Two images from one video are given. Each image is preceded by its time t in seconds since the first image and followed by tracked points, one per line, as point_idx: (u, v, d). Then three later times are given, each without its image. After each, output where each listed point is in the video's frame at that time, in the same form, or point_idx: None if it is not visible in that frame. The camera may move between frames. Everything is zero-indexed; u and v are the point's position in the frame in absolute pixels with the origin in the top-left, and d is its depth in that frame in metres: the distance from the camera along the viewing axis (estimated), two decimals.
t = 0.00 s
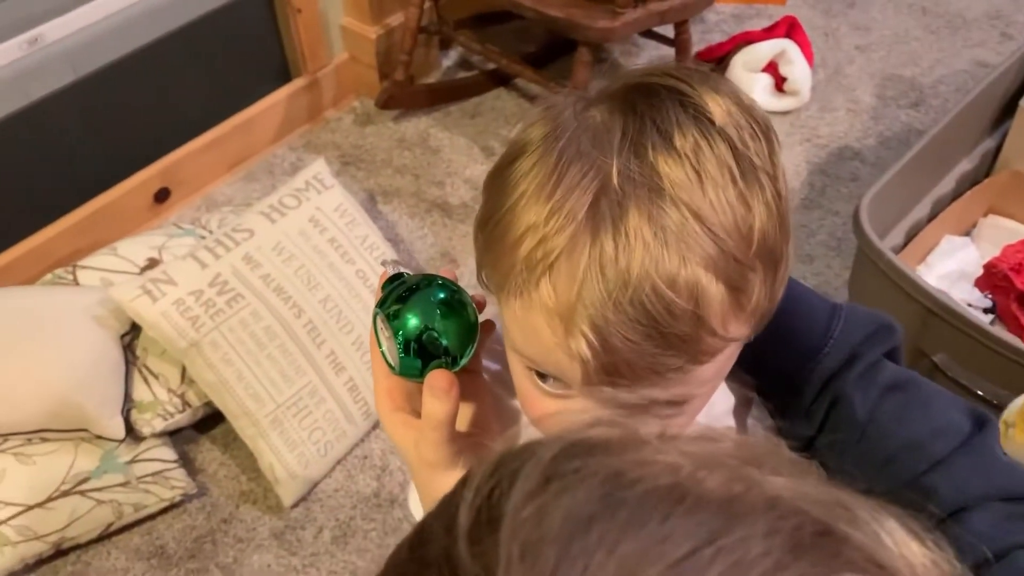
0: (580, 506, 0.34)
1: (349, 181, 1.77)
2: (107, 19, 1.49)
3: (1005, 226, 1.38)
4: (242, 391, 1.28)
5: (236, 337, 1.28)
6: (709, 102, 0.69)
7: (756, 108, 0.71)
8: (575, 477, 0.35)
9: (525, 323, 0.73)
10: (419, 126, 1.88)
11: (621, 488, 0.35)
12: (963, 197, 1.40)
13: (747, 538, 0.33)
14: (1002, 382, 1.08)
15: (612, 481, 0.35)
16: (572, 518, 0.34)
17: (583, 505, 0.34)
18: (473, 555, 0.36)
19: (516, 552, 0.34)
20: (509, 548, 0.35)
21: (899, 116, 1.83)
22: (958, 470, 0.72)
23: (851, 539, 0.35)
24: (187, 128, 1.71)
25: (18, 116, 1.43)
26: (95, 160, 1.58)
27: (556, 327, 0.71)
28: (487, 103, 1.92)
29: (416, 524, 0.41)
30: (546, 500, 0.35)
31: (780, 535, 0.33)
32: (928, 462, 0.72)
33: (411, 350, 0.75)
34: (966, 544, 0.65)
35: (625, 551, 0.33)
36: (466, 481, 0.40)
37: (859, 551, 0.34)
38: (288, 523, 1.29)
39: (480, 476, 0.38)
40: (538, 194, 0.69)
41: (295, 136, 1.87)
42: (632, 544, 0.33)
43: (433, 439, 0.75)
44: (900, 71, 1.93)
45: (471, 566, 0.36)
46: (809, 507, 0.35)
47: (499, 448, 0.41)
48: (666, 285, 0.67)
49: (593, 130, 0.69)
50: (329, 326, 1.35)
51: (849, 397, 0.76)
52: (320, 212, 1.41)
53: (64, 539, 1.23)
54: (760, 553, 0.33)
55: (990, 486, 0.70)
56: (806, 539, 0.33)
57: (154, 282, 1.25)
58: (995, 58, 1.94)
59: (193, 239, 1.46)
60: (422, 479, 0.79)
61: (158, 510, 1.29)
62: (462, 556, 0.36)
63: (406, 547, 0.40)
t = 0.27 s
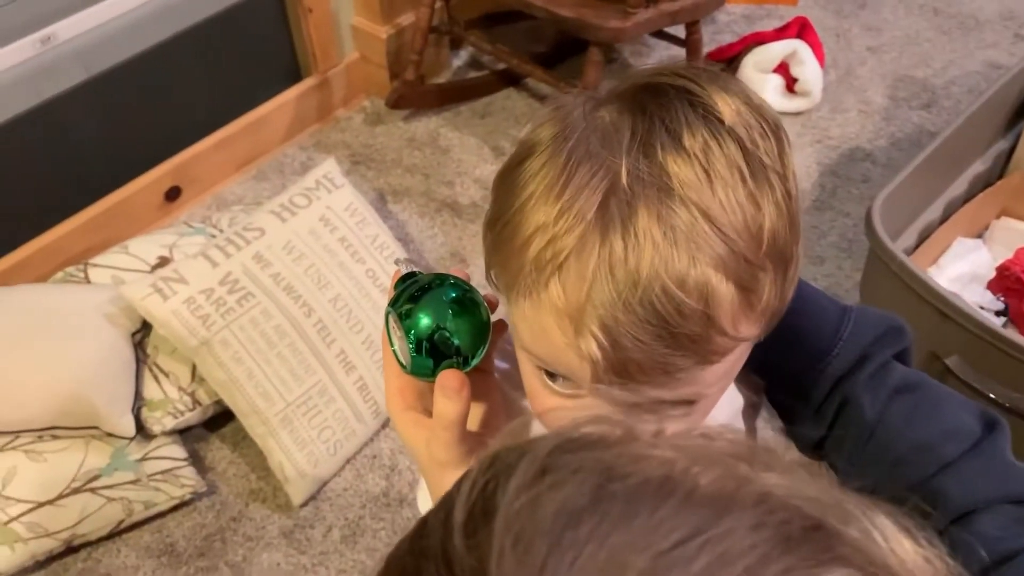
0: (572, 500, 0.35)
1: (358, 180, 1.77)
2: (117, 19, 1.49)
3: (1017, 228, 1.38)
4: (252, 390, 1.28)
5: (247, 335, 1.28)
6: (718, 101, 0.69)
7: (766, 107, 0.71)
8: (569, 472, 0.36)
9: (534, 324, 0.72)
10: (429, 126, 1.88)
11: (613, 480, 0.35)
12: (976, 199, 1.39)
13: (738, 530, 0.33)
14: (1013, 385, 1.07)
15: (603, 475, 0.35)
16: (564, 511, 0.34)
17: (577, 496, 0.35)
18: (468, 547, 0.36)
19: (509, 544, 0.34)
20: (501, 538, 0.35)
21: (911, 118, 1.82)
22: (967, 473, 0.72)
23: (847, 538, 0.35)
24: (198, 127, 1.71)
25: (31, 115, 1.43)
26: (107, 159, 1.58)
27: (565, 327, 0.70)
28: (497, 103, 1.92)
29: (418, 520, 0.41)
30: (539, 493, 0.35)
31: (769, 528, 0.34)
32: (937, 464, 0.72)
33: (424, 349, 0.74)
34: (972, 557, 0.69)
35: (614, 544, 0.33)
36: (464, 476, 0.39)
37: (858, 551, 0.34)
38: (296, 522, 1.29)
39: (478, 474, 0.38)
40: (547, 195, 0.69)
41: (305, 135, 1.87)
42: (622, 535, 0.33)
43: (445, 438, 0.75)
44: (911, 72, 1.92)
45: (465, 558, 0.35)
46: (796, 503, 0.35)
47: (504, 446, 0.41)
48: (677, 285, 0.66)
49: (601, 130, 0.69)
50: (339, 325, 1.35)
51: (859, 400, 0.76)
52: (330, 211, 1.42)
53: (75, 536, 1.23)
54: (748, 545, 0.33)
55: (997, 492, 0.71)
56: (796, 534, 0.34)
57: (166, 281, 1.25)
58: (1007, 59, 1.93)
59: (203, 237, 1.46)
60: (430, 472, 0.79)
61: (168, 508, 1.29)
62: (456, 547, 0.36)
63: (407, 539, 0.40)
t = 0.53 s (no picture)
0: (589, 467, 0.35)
1: (366, 176, 1.77)
2: (126, 14, 1.49)
3: None
4: (259, 385, 1.28)
5: (256, 330, 1.29)
6: (732, 95, 0.69)
7: (778, 102, 0.71)
8: (586, 442, 0.36)
9: (543, 315, 0.72)
10: (437, 122, 1.88)
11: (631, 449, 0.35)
12: (986, 198, 1.39)
13: (752, 499, 0.33)
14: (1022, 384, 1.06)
15: (620, 444, 0.35)
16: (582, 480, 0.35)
17: (593, 466, 0.35)
18: (490, 513, 0.37)
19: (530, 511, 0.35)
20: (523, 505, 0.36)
21: (921, 116, 1.82)
22: (975, 470, 0.72)
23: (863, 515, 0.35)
24: (206, 123, 1.71)
25: (41, 109, 1.44)
26: (117, 154, 1.59)
27: (574, 318, 0.70)
28: (505, 100, 1.92)
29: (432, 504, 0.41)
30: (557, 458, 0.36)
31: (784, 497, 0.33)
32: (946, 462, 0.72)
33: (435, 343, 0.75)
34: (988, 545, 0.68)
35: (637, 506, 0.34)
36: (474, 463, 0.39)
37: (875, 528, 0.34)
38: (305, 517, 1.29)
39: (496, 453, 0.39)
40: (560, 184, 0.69)
41: (313, 131, 1.87)
42: (644, 499, 0.34)
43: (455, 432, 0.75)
44: (921, 70, 1.92)
45: (487, 524, 0.37)
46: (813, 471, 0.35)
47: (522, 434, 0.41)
48: (687, 276, 0.66)
49: (614, 121, 0.69)
50: (347, 320, 1.35)
51: (868, 397, 0.75)
52: (339, 207, 1.42)
53: (83, 530, 1.23)
54: (762, 513, 0.33)
55: (1005, 487, 0.71)
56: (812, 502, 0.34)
57: (174, 276, 1.26)
58: (1017, 57, 1.92)
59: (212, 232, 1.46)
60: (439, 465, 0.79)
61: (177, 502, 1.29)
62: (478, 513, 0.37)
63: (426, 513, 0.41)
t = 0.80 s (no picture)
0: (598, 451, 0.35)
1: (373, 173, 1.77)
2: (135, 11, 1.50)
3: None
4: (266, 381, 1.28)
5: (262, 326, 1.29)
6: (734, 90, 0.69)
7: (782, 98, 0.71)
8: (595, 427, 0.36)
9: (544, 305, 0.72)
10: (443, 120, 1.88)
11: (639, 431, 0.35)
12: (993, 197, 1.39)
13: (756, 480, 0.34)
14: None
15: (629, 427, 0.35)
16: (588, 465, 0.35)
17: (602, 449, 0.35)
18: (500, 494, 0.37)
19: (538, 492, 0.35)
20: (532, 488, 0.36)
21: (927, 116, 1.82)
22: (978, 465, 0.72)
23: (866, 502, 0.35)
24: (213, 119, 1.72)
25: (49, 106, 1.44)
26: (125, 151, 1.59)
27: (573, 308, 0.70)
28: (511, 98, 1.92)
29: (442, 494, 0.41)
30: (565, 444, 0.36)
31: (787, 478, 0.34)
32: (949, 456, 0.72)
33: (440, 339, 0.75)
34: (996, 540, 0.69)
35: (643, 487, 0.33)
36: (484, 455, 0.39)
37: (882, 517, 0.34)
38: (311, 513, 1.29)
39: (506, 442, 0.39)
40: (562, 176, 0.69)
41: (319, 128, 1.87)
42: (652, 478, 0.34)
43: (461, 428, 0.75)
44: (928, 69, 1.92)
45: (497, 506, 0.37)
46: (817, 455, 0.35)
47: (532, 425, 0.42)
48: (685, 269, 0.66)
49: (617, 115, 0.69)
50: (353, 317, 1.36)
51: (871, 393, 0.75)
52: (345, 205, 1.42)
53: (90, 525, 1.24)
54: (766, 493, 0.33)
55: (1007, 481, 0.72)
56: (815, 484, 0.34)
57: (182, 271, 1.26)
58: None
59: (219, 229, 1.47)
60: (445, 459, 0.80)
61: (184, 497, 1.30)
62: (489, 498, 0.37)
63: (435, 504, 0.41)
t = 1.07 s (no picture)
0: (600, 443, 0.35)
1: (377, 174, 1.77)
2: (142, 11, 1.50)
3: None
4: (271, 380, 1.29)
5: (268, 326, 1.29)
6: (743, 88, 0.69)
7: (791, 98, 0.71)
8: (601, 422, 0.36)
9: (547, 294, 0.73)
10: (447, 120, 1.88)
11: (642, 424, 0.35)
12: (997, 200, 1.39)
13: (755, 470, 0.34)
14: None
15: (632, 420, 0.36)
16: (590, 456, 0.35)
17: (607, 442, 0.35)
18: (507, 489, 0.37)
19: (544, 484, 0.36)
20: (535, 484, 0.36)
21: (931, 117, 1.82)
22: (989, 464, 0.72)
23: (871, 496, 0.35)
24: (218, 119, 1.72)
25: (55, 105, 1.45)
26: (130, 150, 1.60)
27: (575, 297, 0.71)
28: (515, 98, 1.92)
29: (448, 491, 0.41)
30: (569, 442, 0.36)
31: (784, 467, 0.34)
32: (960, 455, 0.72)
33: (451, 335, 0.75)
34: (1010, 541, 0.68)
35: (646, 476, 0.34)
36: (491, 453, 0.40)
37: (886, 514, 0.35)
38: (315, 513, 1.30)
39: (515, 438, 0.39)
40: (569, 166, 0.69)
41: (324, 129, 1.88)
42: (654, 468, 0.34)
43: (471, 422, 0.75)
44: (932, 71, 1.92)
45: (504, 499, 0.37)
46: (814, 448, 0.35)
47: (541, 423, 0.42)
48: (685, 261, 0.67)
49: (626, 109, 0.69)
50: (358, 317, 1.36)
51: (882, 393, 0.76)
52: (350, 205, 1.42)
53: (95, 524, 1.24)
54: (765, 481, 0.33)
55: (1018, 481, 0.72)
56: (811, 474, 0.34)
57: (188, 271, 1.26)
58: None
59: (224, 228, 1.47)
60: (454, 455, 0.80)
61: (188, 496, 1.30)
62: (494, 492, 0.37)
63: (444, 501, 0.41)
